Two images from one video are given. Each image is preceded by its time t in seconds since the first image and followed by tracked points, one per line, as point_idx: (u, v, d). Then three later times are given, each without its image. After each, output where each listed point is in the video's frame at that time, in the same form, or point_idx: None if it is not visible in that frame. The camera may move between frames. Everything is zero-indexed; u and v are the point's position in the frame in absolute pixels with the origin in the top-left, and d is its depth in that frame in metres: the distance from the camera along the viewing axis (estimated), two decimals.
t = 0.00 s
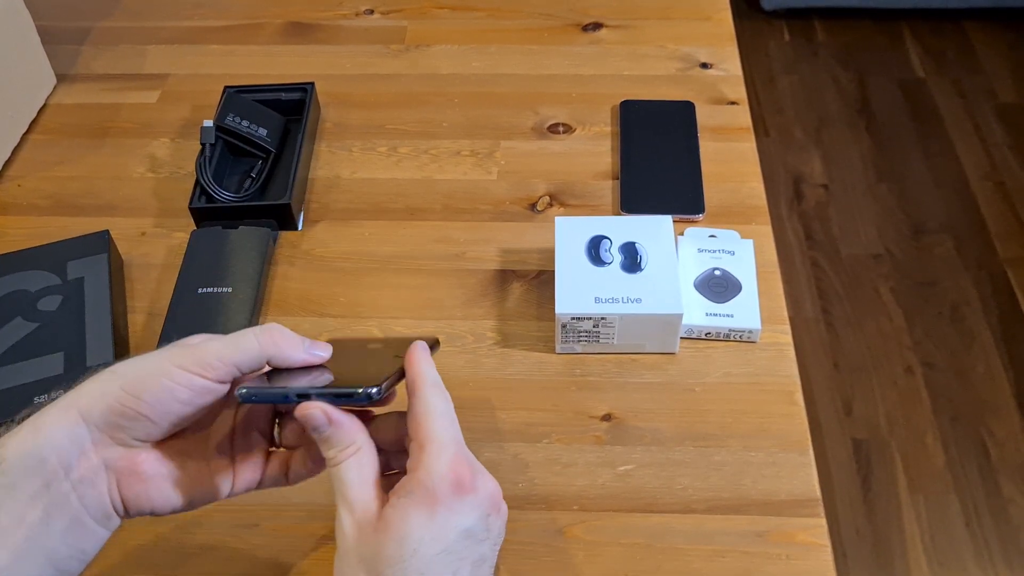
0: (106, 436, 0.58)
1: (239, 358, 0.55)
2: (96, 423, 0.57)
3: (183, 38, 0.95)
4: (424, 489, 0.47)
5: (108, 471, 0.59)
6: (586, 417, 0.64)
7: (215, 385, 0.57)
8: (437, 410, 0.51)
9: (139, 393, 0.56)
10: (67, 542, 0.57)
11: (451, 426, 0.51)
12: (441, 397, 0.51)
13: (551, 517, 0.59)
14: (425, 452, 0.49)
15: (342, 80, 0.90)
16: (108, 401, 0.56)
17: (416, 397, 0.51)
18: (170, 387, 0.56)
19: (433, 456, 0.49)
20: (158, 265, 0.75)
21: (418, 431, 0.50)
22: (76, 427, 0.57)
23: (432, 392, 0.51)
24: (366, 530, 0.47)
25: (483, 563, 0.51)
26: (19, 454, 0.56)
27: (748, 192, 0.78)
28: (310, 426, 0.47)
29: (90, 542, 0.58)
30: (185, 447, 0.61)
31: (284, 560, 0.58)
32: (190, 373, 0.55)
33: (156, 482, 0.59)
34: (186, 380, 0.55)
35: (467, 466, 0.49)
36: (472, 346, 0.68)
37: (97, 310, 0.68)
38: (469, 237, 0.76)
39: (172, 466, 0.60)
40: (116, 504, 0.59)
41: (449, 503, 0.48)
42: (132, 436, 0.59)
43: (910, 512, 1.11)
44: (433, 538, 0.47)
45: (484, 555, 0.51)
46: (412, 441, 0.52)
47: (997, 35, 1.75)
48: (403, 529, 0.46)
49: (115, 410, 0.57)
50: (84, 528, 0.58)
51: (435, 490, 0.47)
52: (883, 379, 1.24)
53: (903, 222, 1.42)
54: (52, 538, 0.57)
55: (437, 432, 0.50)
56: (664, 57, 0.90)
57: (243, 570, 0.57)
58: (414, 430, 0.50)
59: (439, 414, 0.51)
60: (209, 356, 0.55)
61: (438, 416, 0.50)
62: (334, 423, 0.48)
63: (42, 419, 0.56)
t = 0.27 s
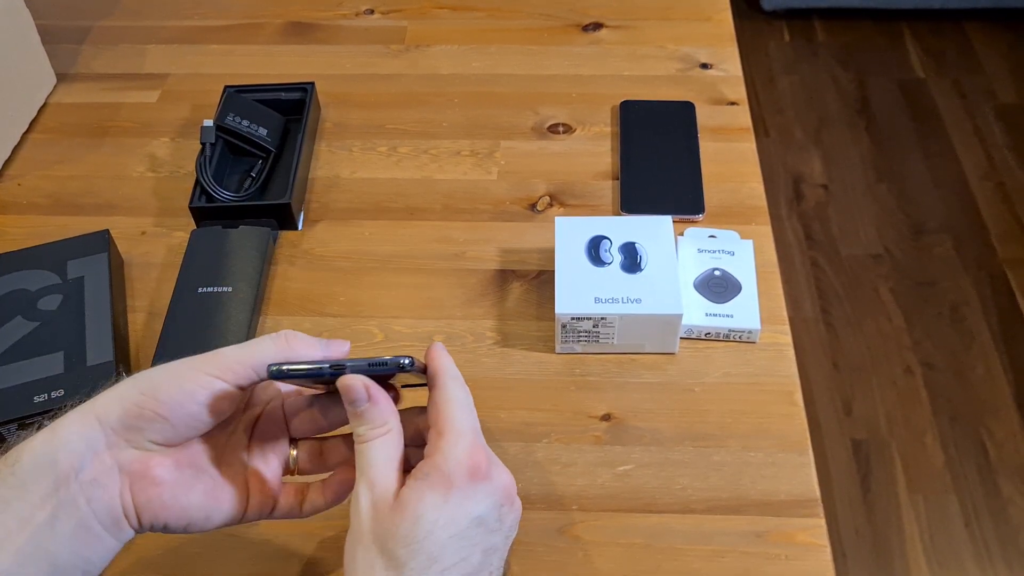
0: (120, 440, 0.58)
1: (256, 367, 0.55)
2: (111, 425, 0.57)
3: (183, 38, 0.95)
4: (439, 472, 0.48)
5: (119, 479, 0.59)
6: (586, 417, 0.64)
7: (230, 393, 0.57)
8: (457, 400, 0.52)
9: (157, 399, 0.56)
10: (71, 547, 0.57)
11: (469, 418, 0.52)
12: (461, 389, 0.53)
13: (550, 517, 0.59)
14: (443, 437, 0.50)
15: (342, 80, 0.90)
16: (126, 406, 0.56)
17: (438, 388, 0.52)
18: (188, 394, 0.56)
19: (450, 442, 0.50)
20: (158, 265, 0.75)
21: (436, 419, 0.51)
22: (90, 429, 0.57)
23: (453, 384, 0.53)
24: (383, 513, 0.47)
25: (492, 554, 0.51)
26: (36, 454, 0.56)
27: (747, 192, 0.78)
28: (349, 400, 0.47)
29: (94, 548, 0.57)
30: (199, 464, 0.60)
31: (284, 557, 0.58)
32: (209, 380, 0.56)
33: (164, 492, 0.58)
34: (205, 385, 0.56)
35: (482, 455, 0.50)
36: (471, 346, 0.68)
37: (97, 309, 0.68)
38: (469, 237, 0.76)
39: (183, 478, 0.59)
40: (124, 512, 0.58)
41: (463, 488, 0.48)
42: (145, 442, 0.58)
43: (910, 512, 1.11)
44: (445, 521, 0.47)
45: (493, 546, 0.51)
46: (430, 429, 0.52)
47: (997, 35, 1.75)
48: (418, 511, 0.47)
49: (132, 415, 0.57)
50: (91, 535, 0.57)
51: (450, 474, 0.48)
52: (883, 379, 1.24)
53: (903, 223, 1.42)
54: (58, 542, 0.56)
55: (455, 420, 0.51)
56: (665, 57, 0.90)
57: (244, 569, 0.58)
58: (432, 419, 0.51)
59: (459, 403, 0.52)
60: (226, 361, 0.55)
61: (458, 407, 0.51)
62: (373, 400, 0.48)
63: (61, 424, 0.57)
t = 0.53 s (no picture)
0: (130, 437, 0.58)
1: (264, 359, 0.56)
2: (122, 422, 0.57)
3: (183, 37, 0.95)
4: (441, 465, 0.49)
5: (128, 477, 0.58)
6: (584, 416, 0.64)
7: (240, 388, 0.58)
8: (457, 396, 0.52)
9: (169, 394, 0.56)
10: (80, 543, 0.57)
11: (470, 413, 0.52)
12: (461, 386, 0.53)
13: (548, 515, 0.59)
14: (443, 431, 0.50)
15: (342, 79, 0.90)
16: (137, 403, 0.56)
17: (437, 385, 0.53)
18: (199, 389, 0.56)
19: (451, 436, 0.50)
20: (158, 263, 0.75)
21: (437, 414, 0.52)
22: (101, 427, 0.57)
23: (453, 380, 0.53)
24: (385, 510, 0.46)
25: (496, 547, 0.51)
26: (46, 452, 0.56)
27: (747, 191, 0.78)
28: (350, 385, 0.48)
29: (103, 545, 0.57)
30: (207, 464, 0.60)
31: (283, 556, 0.58)
32: (219, 374, 0.56)
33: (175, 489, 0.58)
34: (217, 380, 0.56)
35: (483, 448, 0.51)
36: (470, 344, 0.68)
37: (97, 307, 0.68)
38: (468, 235, 0.76)
39: (192, 476, 0.59)
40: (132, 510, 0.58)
41: (466, 480, 0.49)
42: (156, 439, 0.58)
43: (909, 512, 1.11)
44: (451, 513, 0.48)
45: (496, 540, 0.51)
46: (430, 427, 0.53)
47: (998, 36, 1.75)
48: (425, 503, 0.47)
49: (143, 412, 0.56)
50: (98, 532, 0.57)
51: (452, 467, 0.49)
52: (882, 380, 1.24)
53: (903, 223, 1.42)
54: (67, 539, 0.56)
55: (456, 415, 0.51)
56: (664, 57, 0.90)
57: (243, 567, 0.58)
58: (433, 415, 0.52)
59: (458, 397, 0.52)
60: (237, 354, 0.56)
61: (459, 401, 0.52)
62: (374, 386, 0.48)
63: (71, 420, 0.56)
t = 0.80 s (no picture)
0: (139, 449, 0.57)
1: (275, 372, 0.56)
2: (131, 434, 0.56)
3: (182, 36, 0.95)
4: (437, 461, 0.49)
5: (137, 489, 0.58)
6: (583, 415, 0.64)
7: (249, 400, 0.57)
8: (455, 391, 0.52)
9: (180, 406, 0.56)
10: (88, 557, 0.56)
11: (467, 408, 0.52)
12: (459, 381, 0.53)
13: (546, 514, 0.59)
14: (439, 427, 0.50)
15: (341, 78, 0.90)
16: (147, 415, 0.56)
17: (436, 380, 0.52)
18: (209, 402, 0.56)
19: (447, 432, 0.50)
20: (157, 263, 0.75)
21: (434, 409, 0.51)
22: (109, 439, 0.56)
23: (452, 376, 0.53)
24: (376, 510, 0.46)
25: (491, 543, 0.51)
26: (53, 464, 0.55)
27: (745, 191, 0.78)
28: (310, 389, 0.47)
29: (112, 558, 0.57)
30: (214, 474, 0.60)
31: (283, 554, 0.58)
32: (230, 387, 0.56)
33: (184, 501, 0.58)
34: (226, 392, 0.56)
35: (479, 445, 0.51)
36: (469, 344, 0.69)
37: (95, 307, 0.68)
38: (467, 235, 0.76)
39: (200, 488, 0.59)
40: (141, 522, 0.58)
41: (461, 477, 0.49)
42: (164, 451, 0.58)
43: (908, 513, 1.11)
44: (445, 510, 0.48)
45: (492, 535, 0.51)
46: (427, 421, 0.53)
47: (997, 36, 1.75)
48: (419, 501, 0.47)
49: (153, 425, 0.56)
50: (107, 545, 0.57)
51: (448, 463, 0.49)
52: (881, 380, 1.24)
53: (902, 223, 1.43)
54: (75, 553, 0.56)
55: (453, 410, 0.51)
56: (663, 56, 0.90)
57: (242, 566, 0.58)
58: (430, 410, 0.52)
59: (457, 394, 0.52)
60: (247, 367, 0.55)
61: (456, 397, 0.52)
62: (332, 386, 0.47)
63: (80, 432, 0.56)
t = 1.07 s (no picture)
0: (139, 449, 0.57)
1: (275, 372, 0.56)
2: (131, 434, 0.56)
3: (181, 35, 0.95)
4: (419, 460, 0.49)
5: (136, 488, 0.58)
6: (581, 414, 0.64)
7: (249, 399, 0.57)
8: (440, 387, 0.52)
9: (181, 406, 0.56)
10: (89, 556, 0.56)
11: (452, 404, 0.52)
12: (447, 377, 0.53)
13: (544, 513, 0.59)
14: (421, 424, 0.50)
15: (340, 77, 0.90)
16: (147, 415, 0.56)
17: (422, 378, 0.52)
18: (211, 402, 0.56)
19: (429, 429, 0.50)
20: (155, 261, 0.75)
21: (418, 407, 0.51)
22: (110, 440, 0.56)
23: (439, 372, 0.53)
24: (361, 514, 0.46)
25: (481, 539, 0.51)
26: (52, 464, 0.55)
27: (744, 190, 0.78)
28: (287, 405, 0.47)
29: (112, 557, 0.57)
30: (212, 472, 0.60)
31: (279, 552, 0.58)
32: (230, 387, 0.56)
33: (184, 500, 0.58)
34: (227, 391, 0.56)
35: (462, 441, 0.51)
36: (467, 342, 0.69)
37: (94, 306, 0.68)
38: (465, 234, 0.76)
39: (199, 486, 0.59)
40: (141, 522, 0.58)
41: (445, 474, 0.49)
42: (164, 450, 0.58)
43: (906, 512, 1.11)
44: (429, 509, 0.48)
45: (481, 531, 0.51)
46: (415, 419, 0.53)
47: (996, 35, 1.75)
48: (403, 500, 0.47)
49: (154, 424, 0.56)
50: (108, 545, 0.57)
51: (431, 461, 0.49)
52: (880, 379, 1.24)
53: (901, 222, 1.43)
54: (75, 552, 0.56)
55: (436, 407, 0.51)
56: (662, 56, 0.90)
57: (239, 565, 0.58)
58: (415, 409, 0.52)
59: (446, 391, 0.52)
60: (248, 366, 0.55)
61: (440, 393, 0.52)
62: (309, 401, 0.47)
63: (79, 432, 0.56)
